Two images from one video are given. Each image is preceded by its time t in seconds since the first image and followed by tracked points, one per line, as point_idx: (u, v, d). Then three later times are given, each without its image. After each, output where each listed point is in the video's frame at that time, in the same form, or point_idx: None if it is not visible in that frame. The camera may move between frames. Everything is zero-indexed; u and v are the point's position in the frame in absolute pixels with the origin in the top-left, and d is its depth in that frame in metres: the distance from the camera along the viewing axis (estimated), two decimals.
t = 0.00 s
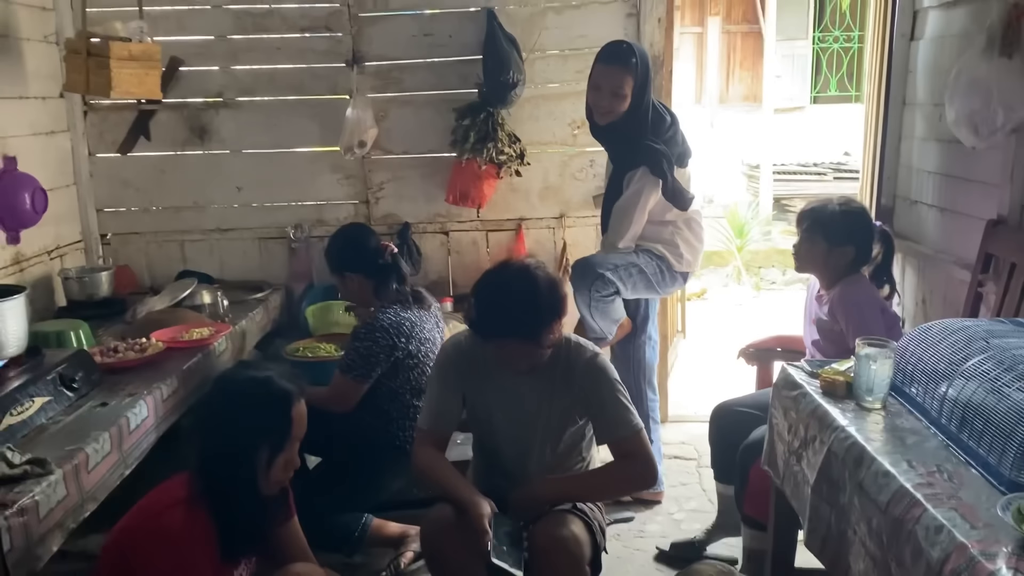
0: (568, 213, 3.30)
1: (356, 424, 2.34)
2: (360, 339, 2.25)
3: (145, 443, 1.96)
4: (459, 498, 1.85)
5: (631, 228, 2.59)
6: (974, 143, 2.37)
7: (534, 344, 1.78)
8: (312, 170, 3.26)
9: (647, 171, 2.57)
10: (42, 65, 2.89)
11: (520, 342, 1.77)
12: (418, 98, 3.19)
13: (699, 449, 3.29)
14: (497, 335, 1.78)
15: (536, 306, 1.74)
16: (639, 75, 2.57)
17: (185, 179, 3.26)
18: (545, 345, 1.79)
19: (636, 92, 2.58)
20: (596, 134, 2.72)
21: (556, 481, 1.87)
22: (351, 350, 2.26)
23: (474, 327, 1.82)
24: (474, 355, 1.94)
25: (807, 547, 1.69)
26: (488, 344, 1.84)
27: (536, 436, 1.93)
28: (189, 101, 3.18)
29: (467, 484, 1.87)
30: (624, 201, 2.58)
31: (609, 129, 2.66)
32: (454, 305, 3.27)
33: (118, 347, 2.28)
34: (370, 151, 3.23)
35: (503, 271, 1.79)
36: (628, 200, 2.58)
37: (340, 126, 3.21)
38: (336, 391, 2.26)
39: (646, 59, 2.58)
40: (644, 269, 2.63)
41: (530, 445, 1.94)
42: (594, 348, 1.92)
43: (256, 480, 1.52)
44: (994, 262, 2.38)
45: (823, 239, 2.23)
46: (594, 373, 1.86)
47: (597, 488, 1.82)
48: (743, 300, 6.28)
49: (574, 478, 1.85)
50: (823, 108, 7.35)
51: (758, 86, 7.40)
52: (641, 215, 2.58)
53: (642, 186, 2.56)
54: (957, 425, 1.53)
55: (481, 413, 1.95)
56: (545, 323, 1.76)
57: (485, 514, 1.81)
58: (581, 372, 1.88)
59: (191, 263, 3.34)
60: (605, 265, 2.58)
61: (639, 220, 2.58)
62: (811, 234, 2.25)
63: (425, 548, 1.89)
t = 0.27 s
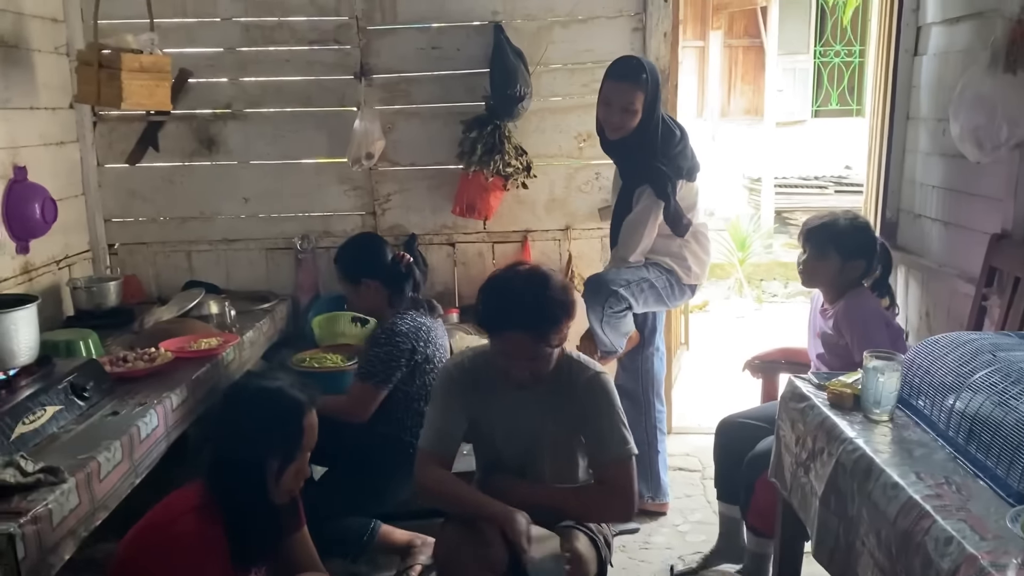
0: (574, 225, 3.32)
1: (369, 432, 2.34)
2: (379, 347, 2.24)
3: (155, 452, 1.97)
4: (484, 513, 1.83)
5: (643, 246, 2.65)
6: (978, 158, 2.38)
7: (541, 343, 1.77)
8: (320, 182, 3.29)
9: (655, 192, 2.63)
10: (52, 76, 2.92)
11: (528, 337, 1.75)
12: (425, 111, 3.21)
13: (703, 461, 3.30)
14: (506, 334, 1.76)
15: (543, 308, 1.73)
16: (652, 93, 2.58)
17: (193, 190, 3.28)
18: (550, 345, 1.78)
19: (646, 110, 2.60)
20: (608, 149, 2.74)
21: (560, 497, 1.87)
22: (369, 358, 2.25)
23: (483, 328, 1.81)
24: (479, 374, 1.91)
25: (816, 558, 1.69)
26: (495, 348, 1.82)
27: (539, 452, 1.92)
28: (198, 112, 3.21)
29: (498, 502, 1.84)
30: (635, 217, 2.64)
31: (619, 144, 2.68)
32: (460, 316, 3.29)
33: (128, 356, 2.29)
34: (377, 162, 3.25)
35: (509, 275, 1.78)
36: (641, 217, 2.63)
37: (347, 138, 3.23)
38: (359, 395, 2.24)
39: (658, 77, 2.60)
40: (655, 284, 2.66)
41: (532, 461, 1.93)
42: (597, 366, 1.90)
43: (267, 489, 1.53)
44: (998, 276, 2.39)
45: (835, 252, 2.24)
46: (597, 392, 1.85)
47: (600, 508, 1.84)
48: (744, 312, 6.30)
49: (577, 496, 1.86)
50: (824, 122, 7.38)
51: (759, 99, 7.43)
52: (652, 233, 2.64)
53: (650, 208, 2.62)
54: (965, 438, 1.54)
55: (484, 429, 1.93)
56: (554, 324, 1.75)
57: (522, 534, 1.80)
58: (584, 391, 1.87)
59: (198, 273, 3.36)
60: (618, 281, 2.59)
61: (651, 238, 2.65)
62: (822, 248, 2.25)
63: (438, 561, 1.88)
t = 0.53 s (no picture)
0: (580, 235, 3.34)
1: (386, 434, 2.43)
2: (401, 354, 2.32)
3: (169, 459, 1.97)
4: (528, 532, 1.82)
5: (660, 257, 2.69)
6: (983, 170, 2.43)
7: (554, 359, 1.75)
8: (328, 191, 3.31)
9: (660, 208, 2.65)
10: (64, 86, 2.94)
11: (541, 351, 1.74)
12: (433, 121, 3.24)
13: (708, 470, 3.31)
14: (517, 348, 1.75)
15: (554, 327, 1.73)
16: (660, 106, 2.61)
17: (202, 198, 3.30)
18: (563, 362, 1.76)
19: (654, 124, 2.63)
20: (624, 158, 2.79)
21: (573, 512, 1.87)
22: (391, 364, 2.34)
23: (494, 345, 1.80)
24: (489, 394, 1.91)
25: (828, 566, 1.71)
26: (504, 365, 1.79)
27: (549, 471, 1.92)
28: (208, 122, 3.23)
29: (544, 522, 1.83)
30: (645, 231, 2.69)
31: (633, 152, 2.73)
32: (468, 325, 3.30)
33: (141, 364, 2.30)
34: (385, 172, 3.27)
35: (520, 293, 1.78)
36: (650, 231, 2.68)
37: (356, 148, 3.26)
38: (397, 402, 2.31)
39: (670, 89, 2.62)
40: (665, 296, 2.68)
41: (544, 478, 1.93)
42: (605, 387, 1.88)
43: (284, 496, 1.52)
44: (1003, 286, 2.41)
45: (849, 262, 2.26)
46: (604, 415, 1.83)
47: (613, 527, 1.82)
48: (744, 322, 6.32)
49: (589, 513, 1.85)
50: (823, 134, 7.43)
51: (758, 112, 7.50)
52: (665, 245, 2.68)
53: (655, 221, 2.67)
54: (976, 446, 1.56)
55: (495, 447, 1.93)
56: (567, 340, 1.74)
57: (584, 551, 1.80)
58: (590, 409, 1.85)
59: (206, 281, 3.37)
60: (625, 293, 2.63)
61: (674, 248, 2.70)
62: (836, 259, 2.26)
63: None
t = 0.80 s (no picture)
0: (576, 239, 3.37)
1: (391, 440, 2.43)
2: (411, 358, 2.35)
3: (174, 462, 1.98)
4: (531, 531, 1.84)
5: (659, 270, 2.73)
6: (975, 175, 2.47)
7: (558, 373, 1.76)
8: (324, 195, 3.31)
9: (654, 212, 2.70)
10: (60, 90, 2.94)
11: (545, 364, 1.75)
12: (429, 126, 3.26)
13: (703, 471, 3.34)
14: (520, 360, 1.76)
15: (556, 340, 1.74)
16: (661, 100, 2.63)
17: (199, 203, 3.30)
18: (565, 376, 1.77)
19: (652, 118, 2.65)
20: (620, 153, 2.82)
21: (575, 515, 1.90)
22: (402, 369, 2.37)
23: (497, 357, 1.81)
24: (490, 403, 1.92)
25: (830, 563, 1.73)
26: (507, 379, 1.80)
27: (552, 474, 1.93)
28: (205, 126, 3.23)
29: (550, 523, 1.84)
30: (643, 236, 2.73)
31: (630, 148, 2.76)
32: (465, 329, 3.32)
33: (142, 367, 2.31)
34: (382, 176, 3.29)
35: (524, 306, 1.80)
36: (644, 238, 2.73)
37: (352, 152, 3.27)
38: (418, 407, 2.34)
39: (671, 86, 2.64)
40: (661, 304, 2.71)
41: (548, 482, 1.94)
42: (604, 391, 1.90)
43: (297, 498, 1.53)
44: (994, 288, 2.46)
45: (853, 263, 2.29)
46: (602, 419, 1.85)
47: (615, 526, 1.84)
48: (733, 325, 6.37)
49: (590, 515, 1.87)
50: (810, 139, 7.50)
51: (745, 117, 7.58)
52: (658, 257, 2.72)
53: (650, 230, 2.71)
54: (975, 445, 1.59)
55: (498, 454, 1.94)
56: (570, 352, 1.75)
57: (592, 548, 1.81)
58: (590, 413, 1.86)
59: (202, 286, 3.37)
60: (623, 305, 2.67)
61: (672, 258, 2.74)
62: (840, 259, 2.29)
63: None
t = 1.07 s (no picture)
0: (557, 233, 3.39)
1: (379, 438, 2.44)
2: (406, 349, 2.39)
3: (159, 455, 1.96)
4: (522, 523, 1.85)
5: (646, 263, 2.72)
6: (950, 170, 2.50)
7: (549, 369, 1.79)
8: (305, 189, 3.30)
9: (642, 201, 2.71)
10: (36, 80, 2.89)
11: (537, 360, 1.77)
12: (411, 120, 3.25)
13: (681, 462, 3.38)
14: (512, 356, 1.78)
15: (547, 333, 1.75)
16: (635, 87, 2.65)
17: (177, 196, 3.27)
18: (558, 369, 1.79)
19: (625, 105, 2.67)
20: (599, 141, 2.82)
21: (563, 505, 1.91)
22: (397, 360, 2.40)
23: (488, 352, 1.82)
24: (479, 396, 1.92)
25: (813, 549, 1.77)
26: (500, 375, 1.82)
27: (540, 466, 1.95)
28: (183, 118, 3.20)
29: (537, 515, 1.86)
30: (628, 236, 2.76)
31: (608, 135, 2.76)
32: (446, 323, 3.32)
33: (124, 361, 2.29)
34: (363, 170, 3.28)
35: (514, 302, 1.81)
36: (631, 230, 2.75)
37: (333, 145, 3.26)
38: (418, 397, 2.40)
39: (648, 76, 2.66)
40: (637, 300, 2.72)
41: (536, 473, 1.96)
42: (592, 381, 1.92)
43: (286, 488, 1.51)
44: (968, 282, 2.51)
45: (827, 257, 2.33)
46: (592, 409, 1.87)
47: (604, 514, 1.87)
48: (706, 319, 6.43)
49: (579, 505, 1.90)
50: (782, 136, 7.59)
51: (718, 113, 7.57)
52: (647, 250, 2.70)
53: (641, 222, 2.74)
54: (954, 432, 1.63)
55: (487, 447, 1.95)
56: (561, 347, 1.77)
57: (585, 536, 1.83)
58: (580, 405, 1.88)
59: (181, 279, 3.34)
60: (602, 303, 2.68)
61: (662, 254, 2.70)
62: (815, 253, 2.33)
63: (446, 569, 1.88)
